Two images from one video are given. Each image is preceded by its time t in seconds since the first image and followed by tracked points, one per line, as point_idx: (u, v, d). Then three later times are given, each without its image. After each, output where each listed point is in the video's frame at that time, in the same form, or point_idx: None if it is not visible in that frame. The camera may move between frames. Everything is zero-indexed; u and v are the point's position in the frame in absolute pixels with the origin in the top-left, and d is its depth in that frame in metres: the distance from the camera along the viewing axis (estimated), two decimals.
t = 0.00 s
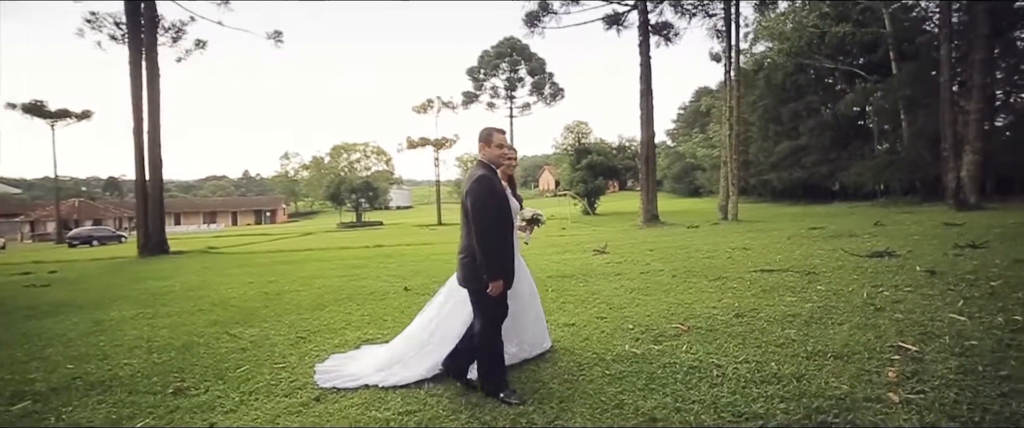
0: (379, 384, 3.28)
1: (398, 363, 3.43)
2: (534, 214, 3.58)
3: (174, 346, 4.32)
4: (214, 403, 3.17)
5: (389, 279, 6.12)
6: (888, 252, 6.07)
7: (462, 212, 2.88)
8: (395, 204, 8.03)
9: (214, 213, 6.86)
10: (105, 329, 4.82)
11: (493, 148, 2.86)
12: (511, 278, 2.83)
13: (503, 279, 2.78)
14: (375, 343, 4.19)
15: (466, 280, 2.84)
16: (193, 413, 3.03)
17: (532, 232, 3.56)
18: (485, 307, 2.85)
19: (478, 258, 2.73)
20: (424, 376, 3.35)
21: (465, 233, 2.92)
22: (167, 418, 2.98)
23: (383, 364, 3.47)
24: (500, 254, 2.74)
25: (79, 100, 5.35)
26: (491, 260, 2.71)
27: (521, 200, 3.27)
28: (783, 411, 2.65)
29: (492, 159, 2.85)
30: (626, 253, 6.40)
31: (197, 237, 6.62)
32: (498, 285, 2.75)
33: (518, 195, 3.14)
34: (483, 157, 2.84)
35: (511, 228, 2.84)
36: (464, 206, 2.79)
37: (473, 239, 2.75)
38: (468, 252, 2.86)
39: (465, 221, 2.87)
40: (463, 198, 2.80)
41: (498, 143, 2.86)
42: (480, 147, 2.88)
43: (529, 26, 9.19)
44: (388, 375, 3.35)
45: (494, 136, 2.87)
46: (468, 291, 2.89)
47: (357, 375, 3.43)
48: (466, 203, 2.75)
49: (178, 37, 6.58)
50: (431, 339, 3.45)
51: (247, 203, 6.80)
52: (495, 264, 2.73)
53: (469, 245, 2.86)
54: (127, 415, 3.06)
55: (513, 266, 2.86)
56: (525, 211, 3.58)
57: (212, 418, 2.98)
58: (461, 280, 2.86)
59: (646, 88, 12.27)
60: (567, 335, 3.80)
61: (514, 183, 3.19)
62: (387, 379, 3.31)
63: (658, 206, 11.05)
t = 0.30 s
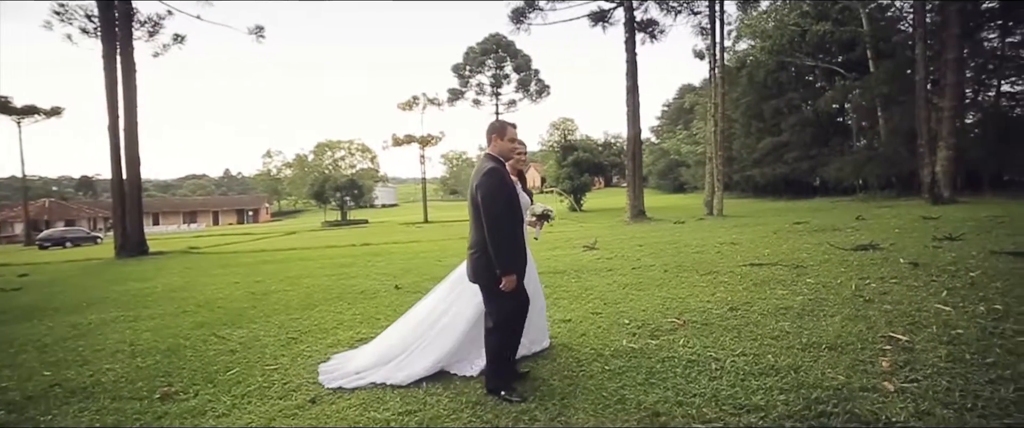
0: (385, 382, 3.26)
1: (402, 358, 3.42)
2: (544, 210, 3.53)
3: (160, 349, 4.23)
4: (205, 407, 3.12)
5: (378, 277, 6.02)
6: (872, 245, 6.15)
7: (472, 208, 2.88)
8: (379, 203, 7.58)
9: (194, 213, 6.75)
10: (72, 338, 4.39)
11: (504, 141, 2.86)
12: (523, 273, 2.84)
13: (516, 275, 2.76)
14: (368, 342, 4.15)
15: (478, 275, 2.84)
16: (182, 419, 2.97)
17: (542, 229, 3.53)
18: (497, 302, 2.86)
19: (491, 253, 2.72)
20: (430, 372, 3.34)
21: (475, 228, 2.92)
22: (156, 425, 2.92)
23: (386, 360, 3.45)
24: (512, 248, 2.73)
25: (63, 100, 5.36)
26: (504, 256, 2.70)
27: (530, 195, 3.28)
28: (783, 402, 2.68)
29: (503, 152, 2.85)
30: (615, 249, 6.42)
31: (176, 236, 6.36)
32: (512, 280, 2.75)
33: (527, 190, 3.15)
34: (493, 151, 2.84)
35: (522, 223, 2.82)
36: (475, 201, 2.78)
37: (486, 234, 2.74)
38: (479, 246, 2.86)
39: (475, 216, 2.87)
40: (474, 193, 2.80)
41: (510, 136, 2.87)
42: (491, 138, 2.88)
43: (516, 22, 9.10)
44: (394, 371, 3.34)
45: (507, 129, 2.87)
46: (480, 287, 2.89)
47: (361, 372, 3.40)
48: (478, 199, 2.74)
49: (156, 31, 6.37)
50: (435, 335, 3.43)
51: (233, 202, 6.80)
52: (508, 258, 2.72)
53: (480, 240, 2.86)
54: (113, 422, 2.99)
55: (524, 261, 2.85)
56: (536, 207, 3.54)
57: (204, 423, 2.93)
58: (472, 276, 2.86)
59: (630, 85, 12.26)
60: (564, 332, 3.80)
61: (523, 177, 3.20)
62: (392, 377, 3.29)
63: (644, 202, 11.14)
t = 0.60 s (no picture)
0: (407, 379, 3.19)
1: (421, 356, 3.36)
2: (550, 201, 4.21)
3: (145, 348, 4.08)
4: (199, 408, 3.00)
5: (368, 275, 5.91)
6: (858, 245, 6.24)
7: (490, 202, 2.81)
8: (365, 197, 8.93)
9: (173, 210, 6.40)
10: (48, 337, 4.25)
11: (526, 136, 2.80)
12: (540, 268, 2.82)
13: (535, 270, 2.74)
14: (364, 341, 4.01)
15: (493, 270, 2.77)
16: (174, 421, 2.86)
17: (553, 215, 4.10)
18: (511, 299, 2.79)
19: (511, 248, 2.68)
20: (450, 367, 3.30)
21: (490, 223, 2.86)
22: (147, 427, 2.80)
23: (404, 358, 3.39)
24: (532, 243, 2.70)
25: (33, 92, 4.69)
26: (523, 250, 2.67)
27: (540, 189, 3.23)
28: (785, 398, 2.71)
29: (521, 149, 2.79)
30: (607, 248, 6.45)
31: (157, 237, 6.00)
32: (530, 274, 2.71)
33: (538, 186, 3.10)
34: (513, 145, 2.78)
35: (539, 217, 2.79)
36: (493, 196, 2.73)
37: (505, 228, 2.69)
38: (495, 242, 2.80)
39: (493, 211, 2.81)
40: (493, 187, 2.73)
41: (530, 133, 2.81)
42: (510, 134, 2.80)
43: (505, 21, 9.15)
44: (414, 367, 3.27)
45: (527, 125, 2.82)
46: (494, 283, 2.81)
47: (377, 370, 3.33)
48: (498, 191, 2.68)
49: (137, 22, 5.76)
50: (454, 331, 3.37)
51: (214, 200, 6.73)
52: (528, 253, 2.69)
53: (496, 235, 2.80)
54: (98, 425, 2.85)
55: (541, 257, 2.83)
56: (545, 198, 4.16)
57: (198, 425, 2.82)
58: (488, 273, 2.80)
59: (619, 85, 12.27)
60: (562, 330, 3.78)
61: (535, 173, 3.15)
62: (411, 373, 3.23)
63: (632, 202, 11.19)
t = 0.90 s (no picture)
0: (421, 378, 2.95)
1: (438, 355, 3.12)
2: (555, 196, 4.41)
3: (127, 351, 3.84)
4: (191, 413, 2.77)
5: (359, 274, 5.78)
6: (845, 242, 6.32)
7: (507, 197, 2.67)
8: (352, 197, 8.79)
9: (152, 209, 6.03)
10: (20, 343, 3.91)
11: (544, 133, 2.68)
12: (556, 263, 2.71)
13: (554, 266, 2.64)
14: (359, 341, 3.81)
15: (511, 268, 2.64)
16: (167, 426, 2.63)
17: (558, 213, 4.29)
18: (528, 297, 2.67)
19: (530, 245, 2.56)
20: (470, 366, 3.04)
21: (506, 219, 2.71)
22: None
23: (419, 358, 3.16)
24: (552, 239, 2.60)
25: None
26: (545, 246, 2.55)
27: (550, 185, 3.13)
28: (788, 393, 2.73)
29: (538, 147, 2.67)
30: (597, 246, 6.45)
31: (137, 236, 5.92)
32: (550, 271, 2.60)
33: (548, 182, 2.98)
34: (531, 142, 2.64)
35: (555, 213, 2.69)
36: (510, 192, 2.60)
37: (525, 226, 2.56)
38: (514, 239, 2.65)
39: (511, 208, 2.66)
40: (512, 183, 2.59)
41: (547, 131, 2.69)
42: (527, 133, 2.66)
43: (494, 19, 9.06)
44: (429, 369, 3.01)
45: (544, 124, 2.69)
46: (509, 281, 2.68)
47: (390, 369, 3.11)
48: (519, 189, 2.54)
49: (114, 15, 5.54)
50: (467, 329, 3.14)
51: (196, 199, 6.25)
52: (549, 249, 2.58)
53: (514, 232, 2.66)
54: None
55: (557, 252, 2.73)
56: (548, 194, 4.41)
57: None
58: (505, 270, 2.67)
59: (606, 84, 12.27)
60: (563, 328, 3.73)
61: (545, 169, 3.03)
62: (427, 371, 2.99)
63: (619, 200, 11.20)
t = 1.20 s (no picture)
0: (431, 376, 2.90)
1: (450, 354, 3.05)
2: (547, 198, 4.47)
3: (112, 356, 3.70)
4: (181, 421, 2.69)
5: (350, 274, 5.65)
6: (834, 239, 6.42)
7: (523, 191, 2.52)
8: (336, 198, 6.56)
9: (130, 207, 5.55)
10: None
11: (560, 127, 2.57)
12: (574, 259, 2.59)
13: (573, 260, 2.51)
14: (354, 341, 3.64)
15: (529, 263, 2.49)
16: None
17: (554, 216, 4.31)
18: (546, 293, 2.54)
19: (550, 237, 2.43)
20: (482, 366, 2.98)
21: (522, 214, 2.56)
22: None
23: (429, 358, 3.10)
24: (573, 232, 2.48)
25: None
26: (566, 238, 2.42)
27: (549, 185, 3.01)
28: (791, 389, 2.75)
29: (554, 143, 2.55)
30: (590, 244, 6.45)
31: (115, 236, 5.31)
32: (571, 265, 2.48)
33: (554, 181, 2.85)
34: (548, 137, 2.52)
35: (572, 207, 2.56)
36: (529, 185, 2.46)
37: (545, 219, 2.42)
38: (532, 234, 2.50)
39: (529, 202, 2.51)
40: (531, 175, 2.44)
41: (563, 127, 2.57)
42: (544, 128, 2.54)
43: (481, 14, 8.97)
44: (440, 368, 2.96)
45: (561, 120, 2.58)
46: (525, 276, 2.53)
47: (400, 370, 3.03)
48: (540, 182, 2.40)
49: (86, 5, 5.19)
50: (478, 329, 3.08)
51: (177, 196, 5.68)
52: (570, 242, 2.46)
53: (533, 227, 2.51)
54: None
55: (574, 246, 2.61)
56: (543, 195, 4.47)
57: None
58: (523, 264, 2.50)
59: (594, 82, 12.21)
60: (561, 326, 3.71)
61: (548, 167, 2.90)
62: (439, 371, 2.93)
63: (607, 198, 11.24)
